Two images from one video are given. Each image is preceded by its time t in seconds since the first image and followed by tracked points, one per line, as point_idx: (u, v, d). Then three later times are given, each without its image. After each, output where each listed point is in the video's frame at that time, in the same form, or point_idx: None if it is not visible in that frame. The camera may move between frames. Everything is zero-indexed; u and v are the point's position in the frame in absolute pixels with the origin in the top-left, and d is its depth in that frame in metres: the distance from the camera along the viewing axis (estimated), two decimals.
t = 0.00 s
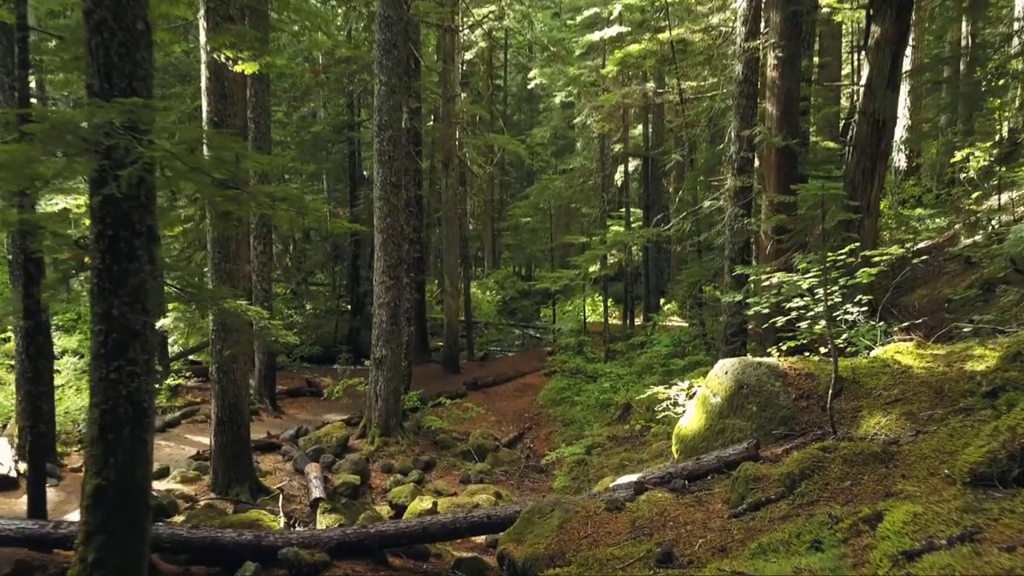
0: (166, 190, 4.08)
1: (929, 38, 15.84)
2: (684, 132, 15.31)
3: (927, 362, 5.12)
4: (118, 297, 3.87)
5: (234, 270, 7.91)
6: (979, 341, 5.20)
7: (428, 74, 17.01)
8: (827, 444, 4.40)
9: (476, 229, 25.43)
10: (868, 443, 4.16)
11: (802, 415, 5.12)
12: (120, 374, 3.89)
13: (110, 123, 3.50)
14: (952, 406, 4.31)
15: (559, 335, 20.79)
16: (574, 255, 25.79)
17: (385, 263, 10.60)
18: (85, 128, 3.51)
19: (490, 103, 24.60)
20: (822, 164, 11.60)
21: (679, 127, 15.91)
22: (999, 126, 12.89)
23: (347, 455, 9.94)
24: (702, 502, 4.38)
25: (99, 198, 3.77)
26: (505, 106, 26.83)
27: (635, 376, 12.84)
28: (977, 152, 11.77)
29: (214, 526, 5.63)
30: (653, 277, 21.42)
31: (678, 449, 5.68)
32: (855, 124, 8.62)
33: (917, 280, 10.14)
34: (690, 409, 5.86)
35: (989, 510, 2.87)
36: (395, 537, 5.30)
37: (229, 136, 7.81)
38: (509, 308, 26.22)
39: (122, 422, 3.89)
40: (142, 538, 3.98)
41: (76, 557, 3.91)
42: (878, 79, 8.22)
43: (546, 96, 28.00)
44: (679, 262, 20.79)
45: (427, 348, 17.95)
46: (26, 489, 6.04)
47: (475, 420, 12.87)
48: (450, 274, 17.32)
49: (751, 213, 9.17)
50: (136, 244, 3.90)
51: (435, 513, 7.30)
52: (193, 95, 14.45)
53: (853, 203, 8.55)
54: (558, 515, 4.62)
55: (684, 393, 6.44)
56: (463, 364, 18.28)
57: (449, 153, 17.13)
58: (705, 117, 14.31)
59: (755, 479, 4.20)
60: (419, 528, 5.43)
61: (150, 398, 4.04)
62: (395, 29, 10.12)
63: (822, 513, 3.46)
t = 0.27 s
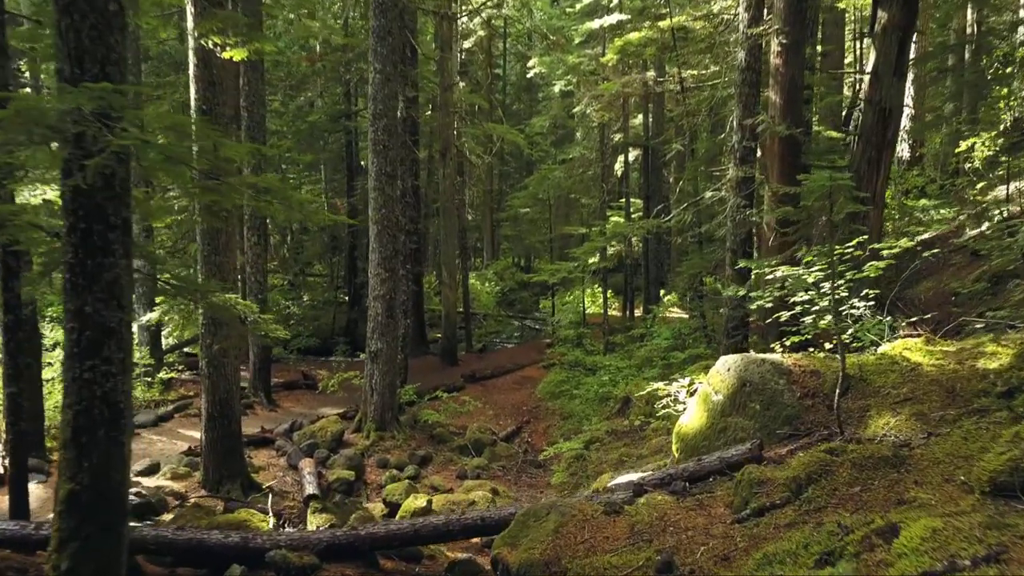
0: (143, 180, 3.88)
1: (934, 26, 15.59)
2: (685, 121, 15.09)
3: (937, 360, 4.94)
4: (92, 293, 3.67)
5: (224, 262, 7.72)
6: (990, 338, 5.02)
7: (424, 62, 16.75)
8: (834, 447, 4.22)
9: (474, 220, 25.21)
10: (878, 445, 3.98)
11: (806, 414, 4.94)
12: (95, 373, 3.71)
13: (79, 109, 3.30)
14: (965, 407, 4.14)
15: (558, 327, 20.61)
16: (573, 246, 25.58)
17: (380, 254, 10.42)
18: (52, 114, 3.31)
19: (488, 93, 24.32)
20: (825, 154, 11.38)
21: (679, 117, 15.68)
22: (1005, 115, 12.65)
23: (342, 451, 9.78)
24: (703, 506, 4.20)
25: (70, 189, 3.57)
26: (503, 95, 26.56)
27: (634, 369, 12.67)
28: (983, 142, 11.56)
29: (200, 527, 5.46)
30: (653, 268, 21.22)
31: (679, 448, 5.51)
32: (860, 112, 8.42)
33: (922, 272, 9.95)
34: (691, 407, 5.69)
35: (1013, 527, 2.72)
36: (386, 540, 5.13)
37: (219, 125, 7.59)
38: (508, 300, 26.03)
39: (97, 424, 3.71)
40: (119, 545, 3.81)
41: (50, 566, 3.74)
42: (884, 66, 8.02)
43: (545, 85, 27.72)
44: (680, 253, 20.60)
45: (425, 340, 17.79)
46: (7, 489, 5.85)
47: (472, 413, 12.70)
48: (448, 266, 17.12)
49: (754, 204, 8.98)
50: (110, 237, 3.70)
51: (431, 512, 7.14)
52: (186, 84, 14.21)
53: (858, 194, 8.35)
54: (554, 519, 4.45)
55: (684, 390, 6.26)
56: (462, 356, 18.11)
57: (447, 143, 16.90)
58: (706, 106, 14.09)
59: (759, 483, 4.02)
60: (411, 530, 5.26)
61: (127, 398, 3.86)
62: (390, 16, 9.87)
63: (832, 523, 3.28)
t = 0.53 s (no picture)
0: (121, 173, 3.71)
1: (938, 16, 15.37)
2: (685, 113, 14.89)
3: (946, 358, 4.79)
4: (67, 292, 3.51)
5: (215, 257, 7.56)
6: (1001, 337, 4.87)
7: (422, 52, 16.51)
8: (841, 450, 4.08)
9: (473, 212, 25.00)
10: (887, 449, 3.84)
11: (811, 415, 4.79)
12: (71, 375, 3.55)
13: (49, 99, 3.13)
14: (977, 408, 4.00)
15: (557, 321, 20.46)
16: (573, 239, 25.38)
17: (376, 248, 10.25)
18: (21, 104, 3.14)
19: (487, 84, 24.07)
20: (828, 146, 11.20)
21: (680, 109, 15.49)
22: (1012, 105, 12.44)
23: (337, 447, 9.65)
24: (704, 511, 4.05)
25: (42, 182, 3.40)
26: (503, 87, 26.30)
27: (634, 363, 12.52)
28: (989, 133, 11.37)
29: (187, 529, 5.30)
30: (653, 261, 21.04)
31: (679, 448, 5.37)
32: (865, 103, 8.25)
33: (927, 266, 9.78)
34: (692, 406, 5.55)
35: None
36: (378, 543, 4.98)
37: (209, 116, 7.40)
38: (507, 293, 25.86)
39: (74, 427, 3.55)
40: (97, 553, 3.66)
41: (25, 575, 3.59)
42: (890, 56, 7.84)
43: (544, 76, 27.45)
44: (680, 246, 20.43)
45: (423, 333, 17.64)
46: None
47: (470, 409, 12.56)
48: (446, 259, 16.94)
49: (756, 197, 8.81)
50: (85, 233, 3.54)
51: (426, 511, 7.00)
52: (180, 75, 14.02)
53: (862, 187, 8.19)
54: (550, 524, 4.30)
55: (684, 389, 6.11)
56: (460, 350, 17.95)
57: (445, 135, 16.71)
58: (708, 97, 13.89)
59: (763, 488, 3.86)
60: (403, 532, 5.11)
61: (105, 400, 3.71)
62: (385, 4, 9.67)
63: (841, 533, 3.13)
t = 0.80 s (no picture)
0: (96, 165, 3.55)
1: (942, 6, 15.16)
2: (686, 105, 14.70)
3: (956, 359, 4.64)
4: (39, 291, 3.35)
5: (205, 252, 7.40)
6: (1013, 336, 4.71)
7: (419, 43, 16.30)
8: (848, 455, 3.93)
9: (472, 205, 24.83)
10: (897, 455, 3.68)
11: (816, 417, 4.63)
12: (43, 377, 3.38)
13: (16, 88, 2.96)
14: (990, 413, 3.85)
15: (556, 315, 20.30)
16: (572, 232, 25.22)
17: (371, 242, 10.09)
18: None
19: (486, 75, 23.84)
20: (831, 139, 11.04)
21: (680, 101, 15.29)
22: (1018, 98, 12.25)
23: (333, 444, 9.51)
24: (706, 518, 3.89)
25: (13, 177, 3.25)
26: (501, 79, 26.06)
27: (633, 359, 12.36)
28: (995, 126, 11.19)
29: (173, 533, 5.13)
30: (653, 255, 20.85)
31: (679, 449, 5.21)
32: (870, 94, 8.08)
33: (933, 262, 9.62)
34: (693, 406, 5.39)
35: None
36: (368, 549, 4.81)
37: (198, 108, 7.24)
38: (506, 287, 25.68)
39: (48, 431, 3.40)
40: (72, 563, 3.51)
41: None
42: (896, 46, 7.66)
43: (543, 68, 27.22)
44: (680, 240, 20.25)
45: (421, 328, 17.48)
46: None
47: (468, 405, 12.42)
48: (444, 253, 16.77)
49: (758, 191, 8.65)
50: (57, 229, 3.38)
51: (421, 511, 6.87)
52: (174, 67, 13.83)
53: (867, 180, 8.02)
54: (546, 530, 4.12)
55: (685, 388, 5.96)
56: (458, 344, 17.80)
57: (442, 127, 16.51)
58: (709, 89, 13.70)
59: (767, 495, 3.70)
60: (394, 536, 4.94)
61: (80, 402, 3.56)
62: None
63: (850, 546, 2.98)
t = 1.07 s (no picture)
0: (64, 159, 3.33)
1: None
2: (687, 96, 14.46)
3: (968, 360, 4.46)
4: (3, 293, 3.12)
5: (194, 248, 7.20)
6: None
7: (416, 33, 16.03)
8: (857, 463, 3.75)
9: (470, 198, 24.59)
10: (909, 464, 3.50)
11: (823, 421, 4.44)
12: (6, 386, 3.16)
13: None
14: (1007, 419, 3.67)
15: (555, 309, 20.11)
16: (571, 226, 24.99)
17: (366, 237, 9.88)
18: None
19: (484, 67, 23.56)
20: (835, 130, 10.82)
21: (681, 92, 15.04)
22: None
23: (327, 443, 9.33)
24: (709, 529, 3.70)
25: None
26: (500, 70, 25.76)
27: (633, 355, 12.18)
28: (1001, 117, 10.96)
29: (155, 542, 4.93)
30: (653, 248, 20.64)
31: (681, 453, 5.02)
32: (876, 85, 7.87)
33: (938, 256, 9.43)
34: (694, 408, 5.21)
35: None
36: (357, 558, 4.61)
37: (186, 99, 7.01)
38: (505, 281, 25.49)
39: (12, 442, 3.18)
40: None
41: None
42: (904, 35, 7.44)
43: (542, 59, 26.91)
44: (680, 233, 20.04)
45: (419, 322, 17.29)
46: None
47: (466, 401, 12.25)
48: (442, 246, 16.57)
49: (761, 184, 8.45)
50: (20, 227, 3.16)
51: (414, 514, 6.71)
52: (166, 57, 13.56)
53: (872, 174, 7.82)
54: (542, 542, 3.91)
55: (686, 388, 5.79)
56: (456, 339, 17.62)
57: (440, 119, 16.28)
58: (710, 79, 13.45)
59: (773, 506, 3.51)
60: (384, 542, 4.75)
61: (48, 411, 3.36)
62: None
63: (863, 567, 2.80)
